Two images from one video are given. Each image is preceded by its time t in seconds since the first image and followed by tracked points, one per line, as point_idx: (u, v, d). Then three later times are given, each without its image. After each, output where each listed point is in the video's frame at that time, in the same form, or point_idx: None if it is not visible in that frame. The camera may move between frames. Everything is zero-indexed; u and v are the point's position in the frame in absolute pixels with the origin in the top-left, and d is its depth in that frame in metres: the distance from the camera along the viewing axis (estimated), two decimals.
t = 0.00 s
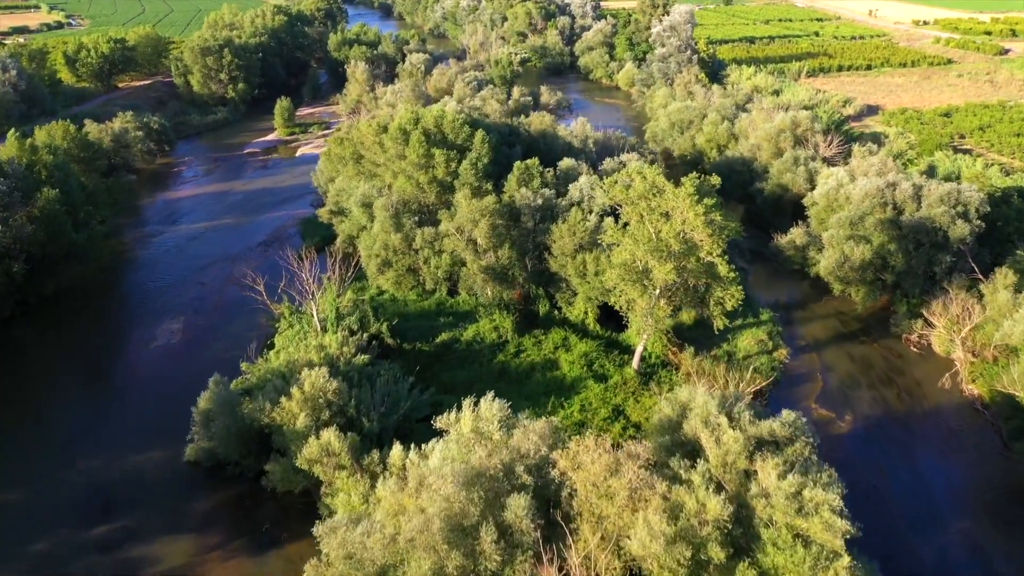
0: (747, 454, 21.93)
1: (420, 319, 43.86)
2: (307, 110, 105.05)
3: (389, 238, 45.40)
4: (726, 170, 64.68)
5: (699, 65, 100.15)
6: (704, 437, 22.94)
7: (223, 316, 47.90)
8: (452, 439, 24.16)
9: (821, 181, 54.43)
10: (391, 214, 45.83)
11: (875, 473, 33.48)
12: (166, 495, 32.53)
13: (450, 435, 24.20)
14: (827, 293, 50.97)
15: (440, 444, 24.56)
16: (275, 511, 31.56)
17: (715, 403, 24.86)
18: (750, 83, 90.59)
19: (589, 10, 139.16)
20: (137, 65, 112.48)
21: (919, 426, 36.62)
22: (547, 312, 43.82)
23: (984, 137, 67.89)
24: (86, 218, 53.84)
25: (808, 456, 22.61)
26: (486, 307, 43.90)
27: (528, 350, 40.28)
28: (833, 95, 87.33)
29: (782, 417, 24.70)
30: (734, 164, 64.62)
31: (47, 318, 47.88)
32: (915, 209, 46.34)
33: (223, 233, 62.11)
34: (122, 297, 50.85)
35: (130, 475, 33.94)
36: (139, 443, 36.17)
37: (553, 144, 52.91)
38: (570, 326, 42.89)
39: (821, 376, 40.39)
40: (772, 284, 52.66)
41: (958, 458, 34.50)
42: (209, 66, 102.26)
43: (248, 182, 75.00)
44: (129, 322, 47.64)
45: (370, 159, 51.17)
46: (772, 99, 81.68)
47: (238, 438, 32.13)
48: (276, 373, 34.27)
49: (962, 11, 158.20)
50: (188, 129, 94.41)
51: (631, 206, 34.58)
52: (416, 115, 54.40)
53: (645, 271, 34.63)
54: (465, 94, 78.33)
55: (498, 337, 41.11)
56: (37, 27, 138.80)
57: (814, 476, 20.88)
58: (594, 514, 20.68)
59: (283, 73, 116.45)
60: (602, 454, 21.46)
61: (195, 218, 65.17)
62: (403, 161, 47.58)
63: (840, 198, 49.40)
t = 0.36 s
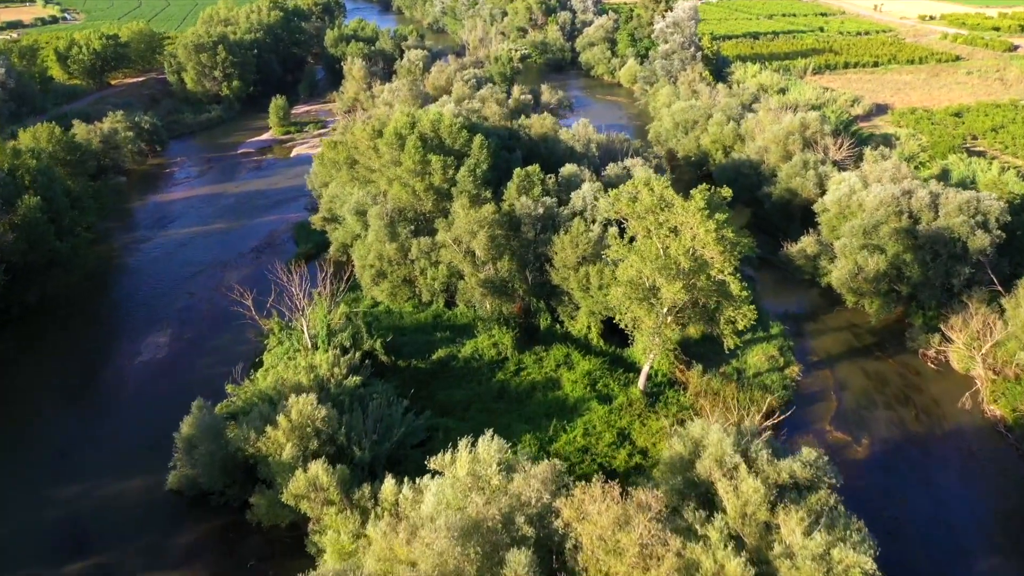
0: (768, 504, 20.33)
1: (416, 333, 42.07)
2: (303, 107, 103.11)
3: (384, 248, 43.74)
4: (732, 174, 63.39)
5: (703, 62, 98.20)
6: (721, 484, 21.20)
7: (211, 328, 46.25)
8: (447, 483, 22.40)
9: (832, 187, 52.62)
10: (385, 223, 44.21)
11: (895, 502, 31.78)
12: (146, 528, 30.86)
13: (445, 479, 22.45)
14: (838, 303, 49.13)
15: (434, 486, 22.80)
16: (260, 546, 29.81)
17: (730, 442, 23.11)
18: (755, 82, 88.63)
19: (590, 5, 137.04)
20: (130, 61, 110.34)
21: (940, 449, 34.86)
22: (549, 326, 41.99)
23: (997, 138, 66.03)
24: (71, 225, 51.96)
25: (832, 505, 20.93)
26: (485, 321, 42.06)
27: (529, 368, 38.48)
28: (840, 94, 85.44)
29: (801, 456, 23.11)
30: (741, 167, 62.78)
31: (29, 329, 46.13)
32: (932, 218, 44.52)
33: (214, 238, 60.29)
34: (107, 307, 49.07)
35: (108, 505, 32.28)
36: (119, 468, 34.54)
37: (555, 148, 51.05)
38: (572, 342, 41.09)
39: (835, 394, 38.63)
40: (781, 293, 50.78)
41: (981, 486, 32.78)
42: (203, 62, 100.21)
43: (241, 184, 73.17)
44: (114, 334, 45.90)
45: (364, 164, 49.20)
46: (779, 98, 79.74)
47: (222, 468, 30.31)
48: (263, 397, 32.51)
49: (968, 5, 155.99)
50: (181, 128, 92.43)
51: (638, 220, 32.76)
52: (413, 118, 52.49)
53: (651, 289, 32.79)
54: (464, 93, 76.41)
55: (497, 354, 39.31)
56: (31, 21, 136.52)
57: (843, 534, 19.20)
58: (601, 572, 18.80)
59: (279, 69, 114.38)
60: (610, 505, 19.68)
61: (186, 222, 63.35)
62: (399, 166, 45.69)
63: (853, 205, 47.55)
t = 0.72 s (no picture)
0: (794, 568, 18.90)
1: (412, 349, 40.26)
2: (299, 105, 101.15)
3: (377, 259, 42.04)
4: (739, 178, 61.60)
5: (706, 59, 96.15)
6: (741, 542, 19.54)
7: (197, 343, 44.49)
8: (441, 534, 20.64)
9: (843, 193, 50.73)
10: (379, 233, 42.53)
11: (917, 536, 30.03)
12: (123, 565, 29.16)
13: (439, 529, 20.70)
14: (850, 314, 47.29)
15: (427, 536, 21.03)
16: None
17: (748, 488, 21.40)
18: (761, 80, 86.58)
19: None
20: (123, 58, 108.16)
21: (962, 477, 33.11)
22: (550, 342, 40.17)
23: (1012, 140, 64.12)
24: (54, 234, 50.00)
25: (861, 561, 19.23)
26: (483, 337, 40.22)
27: (529, 388, 36.64)
28: (848, 93, 83.47)
29: (824, 501, 21.62)
30: (747, 170, 60.82)
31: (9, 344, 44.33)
32: (950, 228, 42.68)
33: (204, 245, 58.44)
34: (91, 320, 47.27)
35: (84, 538, 30.62)
36: (97, 497, 32.85)
37: (556, 153, 49.15)
38: (575, 359, 39.29)
39: (850, 415, 36.88)
40: (790, 302, 48.89)
41: (1007, 517, 31.03)
42: (196, 59, 98.17)
43: (234, 187, 71.33)
44: (97, 349, 44.14)
45: (358, 170, 47.31)
46: (785, 97, 77.73)
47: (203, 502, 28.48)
48: (248, 424, 30.73)
49: None
50: (174, 127, 90.45)
51: (645, 236, 30.96)
52: (408, 121, 50.59)
53: (659, 309, 30.83)
54: (463, 93, 74.45)
55: (497, 372, 37.49)
56: (24, 16, 134.22)
57: None
58: None
59: (274, 66, 112.26)
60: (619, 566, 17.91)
61: (175, 228, 61.47)
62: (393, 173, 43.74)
63: (866, 213, 45.82)
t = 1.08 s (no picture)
0: None
1: (407, 367, 38.43)
2: (295, 103, 99.16)
3: (371, 271, 40.18)
4: (747, 182, 59.72)
5: (711, 56, 94.05)
6: None
7: (183, 359, 42.75)
8: None
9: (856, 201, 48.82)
10: (373, 244, 40.56)
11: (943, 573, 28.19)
12: None
13: None
14: (864, 326, 45.40)
15: None
16: None
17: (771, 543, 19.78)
18: (767, 78, 84.56)
19: None
20: (115, 54, 105.99)
21: (988, 507, 31.28)
22: (552, 360, 38.35)
23: None
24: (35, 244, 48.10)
25: None
26: (482, 354, 38.39)
27: (530, 411, 34.80)
28: (856, 92, 81.50)
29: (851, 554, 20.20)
30: (755, 173, 58.90)
31: None
32: (972, 239, 41.17)
33: (193, 252, 56.56)
34: (74, 334, 45.49)
35: None
36: (73, 533, 31.31)
37: (557, 159, 47.24)
38: (578, 378, 37.49)
39: (867, 439, 35.03)
40: (801, 313, 46.99)
41: None
42: (189, 57, 96.09)
43: (226, 190, 69.44)
44: (79, 365, 42.36)
45: (351, 177, 45.36)
46: (792, 96, 75.78)
47: (181, 540, 26.42)
48: (233, 456, 28.95)
49: None
50: (166, 127, 88.45)
51: (654, 255, 29.09)
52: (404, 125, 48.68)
53: (669, 332, 28.91)
54: (461, 93, 72.53)
55: (496, 393, 35.64)
56: (16, 11, 132.09)
57: None
58: None
59: (269, 63, 110.16)
60: None
61: (164, 235, 59.59)
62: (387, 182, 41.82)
63: (881, 222, 44.11)
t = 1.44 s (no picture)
0: None
1: (401, 388, 36.60)
2: (290, 102, 97.17)
3: (364, 285, 38.37)
4: (755, 186, 57.77)
5: (715, 53, 91.90)
6: None
7: (168, 377, 40.90)
8: None
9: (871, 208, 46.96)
10: (367, 257, 38.69)
11: None
12: None
13: None
14: (879, 340, 43.50)
15: None
16: None
17: None
18: (773, 77, 82.51)
19: None
20: (106, 51, 103.78)
21: (1017, 543, 29.47)
22: (554, 380, 36.52)
23: None
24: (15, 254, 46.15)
25: None
26: (480, 374, 36.53)
27: (531, 437, 32.95)
28: (865, 91, 79.49)
29: None
30: (764, 177, 56.96)
31: None
32: (994, 251, 39.41)
33: (181, 261, 54.69)
34: (55, 350, 43.60)
35: None
36: (45, 567, 29.41)
37: (560, 165, 45.31)
38: (582, 400, 35.65)
39: (887, 467, 33.18)
40: (813, 326, 45.07)
41: None
42: (182, 54, 93.94)
43: (217, 193, 67.54)
44: (59, 384, 40.51)
45: (344, 185, 43.37)
46: (800, 96, 73.74)
47: None
48: (215, 492, 27.11)
49: None
50: (158, 127, 86.56)
51: (664, 278, 27.23)
52: (400, 130, 46.69)
53: (680, 361, 27.04)
54: (460, 94, 70.59)
55: (495, 417, 33.79)
56: (8, 6, 129.78)
57: None
58: None
59: (265, 60, 108.01)
60: None
61: (152, 242, 57.70)
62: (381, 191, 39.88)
63: (899, 233, 42.34)
